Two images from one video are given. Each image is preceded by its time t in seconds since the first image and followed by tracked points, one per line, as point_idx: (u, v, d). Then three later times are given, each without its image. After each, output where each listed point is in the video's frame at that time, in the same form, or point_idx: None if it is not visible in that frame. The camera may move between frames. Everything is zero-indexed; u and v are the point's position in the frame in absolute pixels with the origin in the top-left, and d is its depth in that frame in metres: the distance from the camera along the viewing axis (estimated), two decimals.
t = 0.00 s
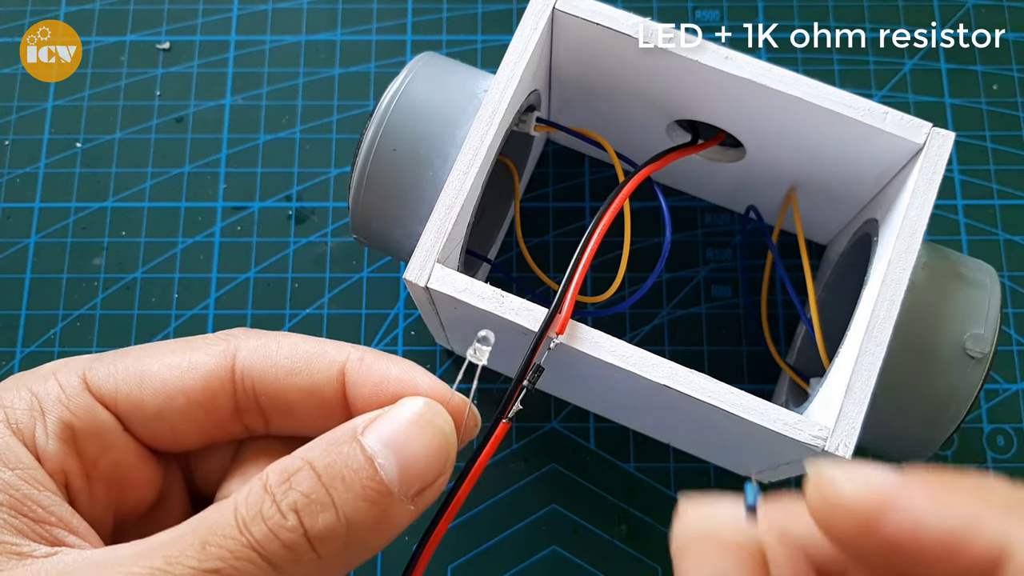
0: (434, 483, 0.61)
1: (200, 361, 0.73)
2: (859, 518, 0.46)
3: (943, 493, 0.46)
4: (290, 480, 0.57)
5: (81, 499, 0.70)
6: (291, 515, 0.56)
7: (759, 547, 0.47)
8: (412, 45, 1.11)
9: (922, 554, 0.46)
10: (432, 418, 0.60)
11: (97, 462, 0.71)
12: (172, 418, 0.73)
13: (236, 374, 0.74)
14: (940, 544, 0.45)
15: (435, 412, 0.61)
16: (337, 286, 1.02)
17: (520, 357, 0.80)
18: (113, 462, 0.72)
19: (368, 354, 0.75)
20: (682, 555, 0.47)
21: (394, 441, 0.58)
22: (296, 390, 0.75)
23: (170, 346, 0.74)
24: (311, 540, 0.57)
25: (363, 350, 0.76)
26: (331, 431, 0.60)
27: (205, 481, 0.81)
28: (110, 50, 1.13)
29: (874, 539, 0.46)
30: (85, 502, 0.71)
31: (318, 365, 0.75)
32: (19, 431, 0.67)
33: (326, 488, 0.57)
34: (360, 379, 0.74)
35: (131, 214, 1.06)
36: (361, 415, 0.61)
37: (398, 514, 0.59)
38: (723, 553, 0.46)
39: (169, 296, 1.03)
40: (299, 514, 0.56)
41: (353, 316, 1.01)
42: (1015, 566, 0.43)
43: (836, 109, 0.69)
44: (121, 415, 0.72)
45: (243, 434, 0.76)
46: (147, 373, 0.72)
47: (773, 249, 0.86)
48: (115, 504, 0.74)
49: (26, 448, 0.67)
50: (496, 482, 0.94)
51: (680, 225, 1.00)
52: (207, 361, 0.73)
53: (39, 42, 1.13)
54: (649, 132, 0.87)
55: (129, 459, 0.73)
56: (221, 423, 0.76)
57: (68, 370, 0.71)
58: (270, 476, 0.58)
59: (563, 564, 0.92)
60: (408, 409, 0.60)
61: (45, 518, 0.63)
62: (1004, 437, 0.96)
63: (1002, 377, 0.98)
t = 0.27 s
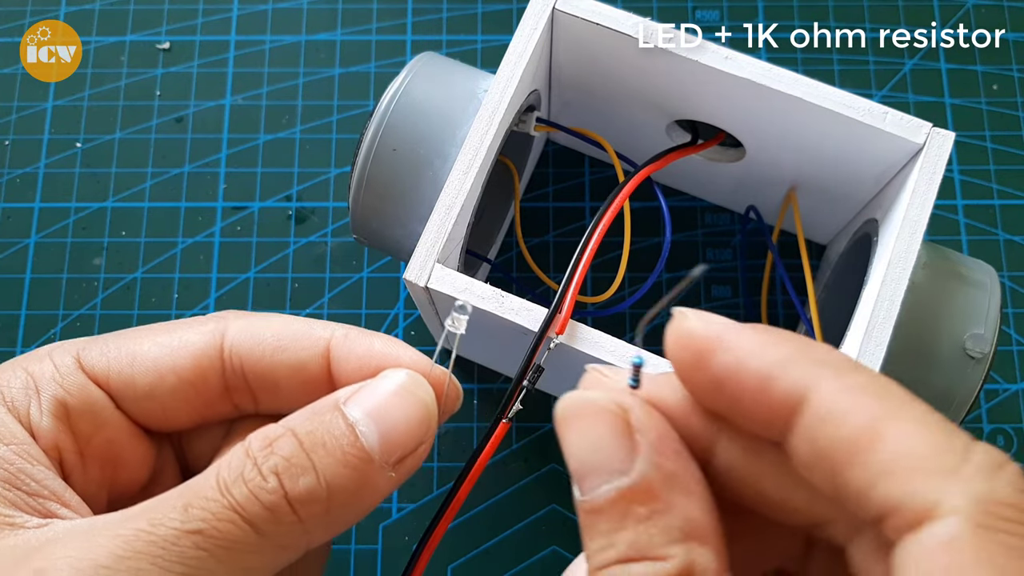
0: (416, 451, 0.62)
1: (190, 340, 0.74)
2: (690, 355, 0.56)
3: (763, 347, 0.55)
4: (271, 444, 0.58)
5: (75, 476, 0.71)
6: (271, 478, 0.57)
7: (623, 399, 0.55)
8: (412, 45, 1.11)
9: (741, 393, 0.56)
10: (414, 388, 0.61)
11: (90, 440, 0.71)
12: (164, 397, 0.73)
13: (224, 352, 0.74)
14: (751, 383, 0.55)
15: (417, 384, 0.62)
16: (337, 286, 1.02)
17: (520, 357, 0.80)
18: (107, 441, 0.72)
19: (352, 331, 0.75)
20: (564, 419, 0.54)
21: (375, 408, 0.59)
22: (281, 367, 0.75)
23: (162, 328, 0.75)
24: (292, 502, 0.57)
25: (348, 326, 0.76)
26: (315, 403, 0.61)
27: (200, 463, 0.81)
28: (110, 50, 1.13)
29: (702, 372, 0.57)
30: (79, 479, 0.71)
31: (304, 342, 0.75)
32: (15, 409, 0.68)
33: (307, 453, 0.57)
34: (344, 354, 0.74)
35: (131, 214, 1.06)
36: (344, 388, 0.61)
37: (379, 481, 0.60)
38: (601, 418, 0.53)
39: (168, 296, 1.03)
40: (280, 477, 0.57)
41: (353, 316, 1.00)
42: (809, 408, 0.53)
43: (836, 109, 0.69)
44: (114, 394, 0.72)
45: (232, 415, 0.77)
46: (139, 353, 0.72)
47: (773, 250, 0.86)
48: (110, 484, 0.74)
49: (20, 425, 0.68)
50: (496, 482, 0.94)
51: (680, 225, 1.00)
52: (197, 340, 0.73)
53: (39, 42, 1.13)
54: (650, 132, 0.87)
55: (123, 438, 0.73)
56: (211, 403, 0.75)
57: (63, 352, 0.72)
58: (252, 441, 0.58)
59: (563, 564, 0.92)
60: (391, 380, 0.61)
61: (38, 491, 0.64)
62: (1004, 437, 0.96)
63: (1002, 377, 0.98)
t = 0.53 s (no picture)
0: (410, 445, 0.62)
1: (188, 334, 0.74)
2: (633, 358, 0.61)
3: (702, 349, 0.60)
4: (266, 436, 0.58)
5: (73, 469, 0.71)
6: (265, 469, 0.57)
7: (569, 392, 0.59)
8: (412, 45, 1.11)
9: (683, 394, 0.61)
10: (410, 381, 0.61)
11: (88, 433, 0.72)
12: (161, 391, 0.73)
13: (221, 347, 0.74)
14: (691, 381, 0.60)
15: (413, 376, 0.62)
16: (337, 286, 1.02)
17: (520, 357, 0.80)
18: (104, 434, 0.73)
19: (348, 325, 0.75)
20: (517, 415, 0.58)
21: (370, 400, 0.59)
22: (278, 361, 0.75)
23: (158, 323, 0.75)
24: (286, 493, 0.57)
25: (344, 321, 0.76)
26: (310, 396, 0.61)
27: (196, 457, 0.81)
28: (110, 50, 1.13)
29: (645, 374, 0.61)
30: (77, 472, 0.71)
31: (298, 336, 0.75)
32: (13, 403, 0.68)
33: (302, 444, 0.58)
34: (339, 348, 0.74)
35: (131, 214, 1.06)
36: (339, 381, 0.62)
37: (374, 474, 0.60)
38: (551, 414, 0.57)
39: (168, 296, 1.03)
40: (274, 468, 0.57)
41: (353, 316, 1.00)
42: (745, 403, 0.58)
43: (836, 109, 0.69)
44: (112, 388, 0.72)
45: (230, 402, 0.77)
46: (137, 347, 0.72)
47: (773, 250, 0.86)
48: (105, 477, 0.74)
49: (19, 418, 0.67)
50: (496, 482, 0.94)
51: (680, 225, 1.00)
52: (194, 335, 0.74)
53: (39, 42, 1.13)
54: (650, 132, 0.87)
55: (119, 432, 0.74)
56: (208, 397, 0.76)
57: (61, 346, 0.71)
58: (247, 432, 0.58)
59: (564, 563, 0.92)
60: (386, 373, 0.61)
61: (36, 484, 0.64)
62: (1004, 437, 0.96)
63: (1002, 377, 0.98)
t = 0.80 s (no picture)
0: (407, 439, 0.62)
1: (188, 329, 0.74)
2: (600, 369, 0.62)
3: (662, 360, 0.60)
4: (265, 429, 0.58)
5: (74, 464, 0.71)
6: (265, 461, 0.57)
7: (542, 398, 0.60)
8: (412, 45, 1.11)
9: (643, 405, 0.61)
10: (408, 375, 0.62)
11: (90, 428, 0.72)
12: (162, 387, 0.73)
13: (221, 343, 0.74)
14: (651, 393, 0.60)
15: (410, 371, 0.62)
16: (337, 286, 1.02)
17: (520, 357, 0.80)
18: (105, 430, 0.73)
19: (346, 321, 0.75)
20: (495, 421, 0.59)
21: (369, 393, 0.59)
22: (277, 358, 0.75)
23: (158, 319, 0.75)
24: (286, 485, 0.57)
25: (342, 317, 0.76)
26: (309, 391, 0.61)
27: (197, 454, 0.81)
28: (110, 50, 1.13)
29: (613, 385, 0.62)
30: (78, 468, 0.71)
31: (297, 331, 0.75)
32: (15, 398, 0.68)
33: (302, 437, 0.58)
34: (338, 343, 0.74)
35: (131, 214, 1.06)
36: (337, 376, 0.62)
37: (372, 467, 0.60)
38: (524, 419, 0.59)
39: (168, 296, 1.03)
40: (274, 460, 0.57)
41: (353, 316, 1.00)
42: (704, 416, 0.58)
43: (836, 109, 0.69)
44: (112, 383, 0.72)
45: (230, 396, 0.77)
46: (137, 343, 0.73)
47: (772, 249, 0.86)
48: (107, 474, 0.74)
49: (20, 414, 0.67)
50: (495, 482, 0.94)
51: (680, 225, 1.00)
52: (193, 331, 0.74)
53: (39, 42, 1.13)
54: (650, 132, 0.87)
55: (120, 427, 0.74)
56: (208, 393, 0.76)
57: (62, 342, 0.72)
58: (246, 426, 0.58)
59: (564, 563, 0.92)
60: (384, 367, 0.62)
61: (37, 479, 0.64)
62: (1004, 437, 0.96)
63: (1002, 377, 0.98)
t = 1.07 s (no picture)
0: (414, 442, 0.62)
1: (193, 333, 0.74)
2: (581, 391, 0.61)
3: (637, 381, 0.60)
4: (271, 432, 0.58)
5: (80, 467, 0.71)
6: (272, 465, 0.57)
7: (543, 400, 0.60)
8: (412, 45, 1.11)
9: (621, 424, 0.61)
10: (412, 378, 0.62)
11: (95, 431, 0.72)
12: (168, 391, 0.73)
13: (227, 347, 0.74)
14: (630, 415, 0.60)
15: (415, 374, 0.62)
16: (337, 286, 1.02)
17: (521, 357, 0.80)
18: (112, 434, 0.73)
19: (351, 324, 0.75)
20: (497, 421, 0.59)
21: (375, 397, 0.60)
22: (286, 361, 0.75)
23: (164, 321, 0.75)
24: (292, 488, 0.57)
25: (347, 320, 0.76)
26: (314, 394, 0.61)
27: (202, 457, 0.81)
28: (110, 50, 1.13)
29: (593, 408, 0.61)
30: (84, 470, 0.71)
31: (302, 334, 0.75)
32: (21, 401, 0.68)
33: (309, 441, 0.58)
34: (343, 346, 0.74)
35: (131, 214, 1.06)
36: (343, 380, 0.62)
37: (378, 470, 0.60)
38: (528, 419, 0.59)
39: (168, 297, 1.03)
40: (281, 463, 0.57)
41: (354, 316, 1.00)
42: (683, 434, 0.58)
43: (836, 109, 0.69)
44: (118, 386, 0.72)
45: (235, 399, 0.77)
46: (143, 347, 0.72)
47: (772, 249, 0.86)
48: (113, 477, 0.74)
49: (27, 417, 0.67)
50: (495, 482, 0.95)
51: (680, 225, 1.00)
52: (198, 335, 0.74)
53: (39, 42, 1.13)
54: (650, 132, 0.87)
55: (126, 429, 0.74)
56: (213, 396, 0.76)
57: (68, 345, 0.72)
58: (253, 429, 0.58)
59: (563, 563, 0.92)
60: (388, 370, 0.62)
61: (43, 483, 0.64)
62: (1004, 437, 0.96)
63: (1002, 377, 0.98)
